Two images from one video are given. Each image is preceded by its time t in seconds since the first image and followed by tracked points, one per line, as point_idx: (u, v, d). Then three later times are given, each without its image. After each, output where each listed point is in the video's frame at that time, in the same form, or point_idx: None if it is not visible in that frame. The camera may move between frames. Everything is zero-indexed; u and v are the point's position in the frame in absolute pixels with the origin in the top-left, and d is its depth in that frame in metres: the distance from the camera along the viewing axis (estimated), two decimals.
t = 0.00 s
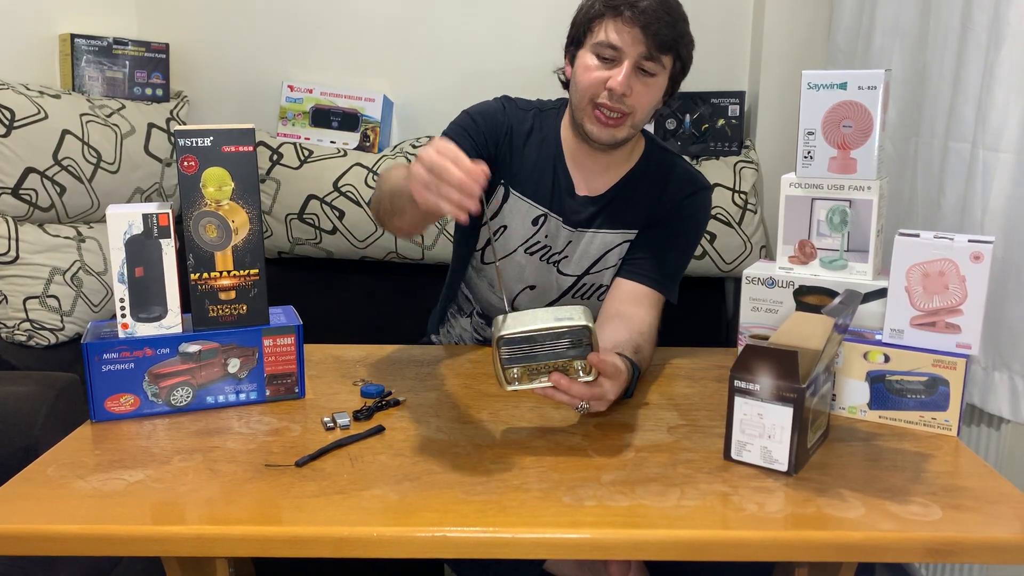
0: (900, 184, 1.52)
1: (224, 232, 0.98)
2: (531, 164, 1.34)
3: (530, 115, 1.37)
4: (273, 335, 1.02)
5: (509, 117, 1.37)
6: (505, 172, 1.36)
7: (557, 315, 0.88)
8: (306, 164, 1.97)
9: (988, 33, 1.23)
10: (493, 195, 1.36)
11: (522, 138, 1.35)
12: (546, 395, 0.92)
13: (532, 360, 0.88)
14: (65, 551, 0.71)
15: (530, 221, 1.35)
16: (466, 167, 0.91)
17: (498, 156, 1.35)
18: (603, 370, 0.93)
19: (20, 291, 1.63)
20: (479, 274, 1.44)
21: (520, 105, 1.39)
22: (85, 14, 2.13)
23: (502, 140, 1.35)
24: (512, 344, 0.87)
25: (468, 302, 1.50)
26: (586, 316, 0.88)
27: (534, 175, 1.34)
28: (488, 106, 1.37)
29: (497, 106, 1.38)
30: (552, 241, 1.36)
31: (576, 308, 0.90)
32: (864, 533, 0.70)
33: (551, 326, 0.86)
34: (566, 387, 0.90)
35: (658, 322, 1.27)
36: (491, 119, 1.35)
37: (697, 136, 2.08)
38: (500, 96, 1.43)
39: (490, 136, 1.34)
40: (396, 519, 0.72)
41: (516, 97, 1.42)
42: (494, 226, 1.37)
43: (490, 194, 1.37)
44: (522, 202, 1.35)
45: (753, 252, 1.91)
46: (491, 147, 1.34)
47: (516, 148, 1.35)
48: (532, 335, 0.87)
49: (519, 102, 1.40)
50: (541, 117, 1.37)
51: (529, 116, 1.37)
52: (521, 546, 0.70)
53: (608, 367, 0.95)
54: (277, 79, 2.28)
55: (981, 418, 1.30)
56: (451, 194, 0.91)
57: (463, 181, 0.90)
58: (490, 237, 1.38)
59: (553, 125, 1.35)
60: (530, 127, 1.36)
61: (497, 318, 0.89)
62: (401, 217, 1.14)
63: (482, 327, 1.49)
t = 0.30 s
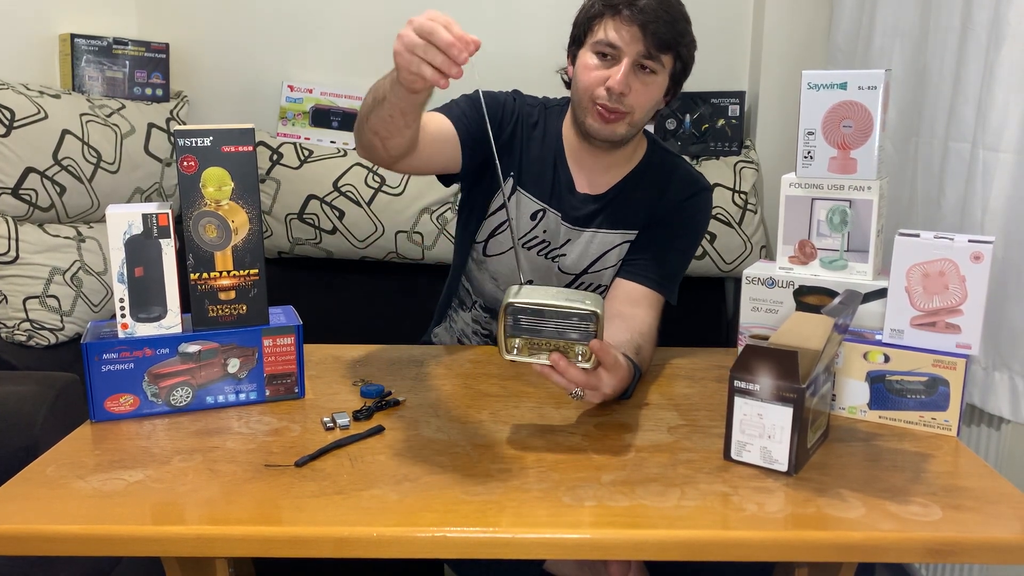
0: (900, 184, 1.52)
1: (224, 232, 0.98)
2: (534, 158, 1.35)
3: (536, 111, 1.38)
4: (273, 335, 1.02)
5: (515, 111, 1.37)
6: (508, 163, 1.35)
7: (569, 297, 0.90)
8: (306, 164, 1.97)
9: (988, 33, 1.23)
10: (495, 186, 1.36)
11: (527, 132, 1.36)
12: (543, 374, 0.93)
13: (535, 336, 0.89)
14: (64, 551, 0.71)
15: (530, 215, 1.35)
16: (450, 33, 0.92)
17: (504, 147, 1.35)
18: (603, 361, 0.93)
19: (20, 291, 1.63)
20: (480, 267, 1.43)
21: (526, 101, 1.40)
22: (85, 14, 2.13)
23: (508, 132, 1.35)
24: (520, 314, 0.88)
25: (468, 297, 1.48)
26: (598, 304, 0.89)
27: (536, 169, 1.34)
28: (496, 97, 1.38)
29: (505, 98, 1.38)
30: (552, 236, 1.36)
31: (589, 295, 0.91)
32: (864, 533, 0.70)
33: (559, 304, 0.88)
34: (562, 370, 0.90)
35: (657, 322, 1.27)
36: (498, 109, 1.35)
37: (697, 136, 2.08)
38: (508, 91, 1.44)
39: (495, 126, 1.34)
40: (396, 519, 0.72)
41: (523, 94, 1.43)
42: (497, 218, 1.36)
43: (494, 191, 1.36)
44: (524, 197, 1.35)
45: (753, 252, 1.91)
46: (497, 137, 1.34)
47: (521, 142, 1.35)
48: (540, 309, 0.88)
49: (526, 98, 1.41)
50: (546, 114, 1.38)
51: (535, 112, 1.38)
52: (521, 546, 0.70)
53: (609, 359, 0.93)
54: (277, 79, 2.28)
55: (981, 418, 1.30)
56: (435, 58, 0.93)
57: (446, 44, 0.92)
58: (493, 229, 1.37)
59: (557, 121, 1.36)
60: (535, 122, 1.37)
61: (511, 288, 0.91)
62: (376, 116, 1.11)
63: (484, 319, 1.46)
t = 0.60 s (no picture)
0: (899, 184, 1.53)
1: (224, 232, 0.98)
2: (535, 160, 1.35)
3: (536, 112, 1.38)
4: (273, 335, 1.02)
5: (515, 113, 1.37)
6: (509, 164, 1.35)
7: (578, 299, 0.90)
8: (306, 164, 1.97)
9: (989, 33, 1.23)
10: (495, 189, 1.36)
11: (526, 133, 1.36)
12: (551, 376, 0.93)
13: (545, 338, 0.89)
14: (64, 551, 0.71)
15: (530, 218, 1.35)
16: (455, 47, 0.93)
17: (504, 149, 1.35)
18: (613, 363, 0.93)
19: (20, 291, 1.63)
20: (484, 269, 1.43)
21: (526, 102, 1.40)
22: (85, 14, 2.13)
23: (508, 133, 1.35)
24: (529, 316, 0.88)
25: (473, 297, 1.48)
26: (608, 306, 0.90)
27: (537, 170, 1.35)
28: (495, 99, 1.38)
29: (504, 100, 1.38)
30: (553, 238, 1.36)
31: (599, 297, 0.92)
32: (864, 533, 0.70)
33: (569, 306, 0.88)
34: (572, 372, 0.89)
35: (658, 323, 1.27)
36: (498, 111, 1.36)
37: (697, 136, 2.08)
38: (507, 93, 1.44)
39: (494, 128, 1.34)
40: (396, 518, 0.72)
41: (522, 95, 1.43)
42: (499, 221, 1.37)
43: (495, 193, 1.36)
44: (525, 199, 1.35)
45: (753, 252, 1.91)
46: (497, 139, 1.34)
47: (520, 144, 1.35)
48: (550, 311, 0.88)
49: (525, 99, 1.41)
50: (546, 115, 1.38)
51: (534, 113, 1.38)
52: (521, 546, 0.70)
53: (618, 361, 0.93)
54: (277, 79, 2.28)
55: (981, 418, 1.30)
56: (440, 68, 0.92)
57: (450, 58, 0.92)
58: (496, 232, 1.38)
59: (557, 122, 1.36)
60: (535, 123, 1.37)
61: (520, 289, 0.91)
62: (382, 138, 1.12)
63: (485, 320, 1.46)
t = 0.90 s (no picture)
0: (899, 184, 1.53)
1: (224, 232, 0.98)
2: (534, 160, 1.34)
3: (535, 113, 1.38)
4: (273, 335, 1.02)
5: (514, 113, 1.37)
6: (508, 164, 1.34)
7: (575, 298, 0.90)
8: (306, 164, 1.97)
9: (988, 33, 1.23)
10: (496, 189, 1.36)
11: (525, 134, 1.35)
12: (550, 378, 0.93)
13: (543, 339, 0.89)
14: (64, 551, 0.71)
15: (530, 219, 1.35)
16: (478, 68, 0.92)
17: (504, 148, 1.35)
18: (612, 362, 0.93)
19: (20, 291, 1.63)
20: (483, 269, 1.43)
21: (525, 103, 1.40)
22: (85, 14, 2.13)
23: (507, 134, 1.34)
24: (526, 317, 0.88)
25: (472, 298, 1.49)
26: (605, 304, 0.90)
27: (537, 172, 1.34)
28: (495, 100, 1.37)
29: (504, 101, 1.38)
30: (552, 238, 1.36)
31: (595, 296, 0.92)
32: (864, 533, 0.70)
33: (565, 305, 0.88)
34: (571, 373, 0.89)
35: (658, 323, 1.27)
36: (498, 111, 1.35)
37: (697, 136, 2.08)
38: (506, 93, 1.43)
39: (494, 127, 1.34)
40: (396, 518, 0.72)
41: (523, 96, 1.43)
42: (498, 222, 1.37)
43: (495, 195, 1.36)
44: (525, 200, 1.35)
45: (753, 252, 1.91)
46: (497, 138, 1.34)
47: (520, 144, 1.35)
48: (547, 311, 0.88)
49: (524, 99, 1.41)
50: (546, 115, 1.37)
51: (534, 114, 1.37)
52: (521, 546, 0.70)
53: (616, 360, 0.93)
54: (277, 79, 2.28)
55: (981, 418, 1.30)
56: (463, 88, 0.91)
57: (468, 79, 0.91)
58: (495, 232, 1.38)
59: (557, 123, 1.36)
60: (534, 124, 1.36)
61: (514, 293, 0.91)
62: (396, 147, 1.12)
63: (485, 321, 1.47)
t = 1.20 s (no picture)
0: (900, 184, 1.53)
1: (224, 232, 0.98)
2: (535, 169, 1.34)
3: (533, 118, 1.37)
4: (273, 335, 1.02)
5: (512, 122, 1.36)
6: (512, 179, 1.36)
7: (586, 303, 0.90)
8: (306, 164, 1.97)
9: (988, 33, 1.23)
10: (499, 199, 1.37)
11: (523, 143, 1.35)
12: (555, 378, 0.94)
13: (550, 340, 0.89)
14: (64, 551, 0.71)
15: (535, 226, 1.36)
16: (515, 223, 0.87)
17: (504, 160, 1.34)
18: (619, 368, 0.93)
19: (20, 291, 1.63)
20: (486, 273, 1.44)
21: (522, 109, 1.38)
22: (85, 14, 2.13)
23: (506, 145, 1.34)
24: (535, 319, 0.88)
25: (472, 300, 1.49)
26: (616, 309, 0.90)
27: (539, 181, 1.34)
28: (491, 109, 1.36)
29: (500, 109, 1.37)
30: (558, 244, 1.37)
31: (606, 300, 0.92)
32: (864, 533, 0.70)
33: (577, 309, 0.88)
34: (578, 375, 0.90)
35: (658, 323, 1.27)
36: (494, 121, 1.35)
37: (697, 135, 2.07)
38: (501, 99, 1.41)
39: (492, 138, 1.33)
40: (397, 518, 0.72)
41: (519, 100, 1.41)
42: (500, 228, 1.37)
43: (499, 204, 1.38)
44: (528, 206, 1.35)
45: (753, 252, 1.91)
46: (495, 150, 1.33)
47: (519, 153, 1.35)
48: (557, 314, 0.88)
49: (520, 105, 1.39)
50: (544, 121, 1.36)
51: (532, 120, 1.36)
52: (521, 546, 0.70)
53: (623, 365, 0.93)
54: (277, 79, 2.28)
55: (981, 418, 1.30)
56: (497, 241, 0.87)
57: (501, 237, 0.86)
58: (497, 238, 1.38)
59: (557, 127, 1.35)
60: (533, 130, 1.36)
61: (527, 293, 0.91)
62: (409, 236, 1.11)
63: (484, 322, 1.46)
